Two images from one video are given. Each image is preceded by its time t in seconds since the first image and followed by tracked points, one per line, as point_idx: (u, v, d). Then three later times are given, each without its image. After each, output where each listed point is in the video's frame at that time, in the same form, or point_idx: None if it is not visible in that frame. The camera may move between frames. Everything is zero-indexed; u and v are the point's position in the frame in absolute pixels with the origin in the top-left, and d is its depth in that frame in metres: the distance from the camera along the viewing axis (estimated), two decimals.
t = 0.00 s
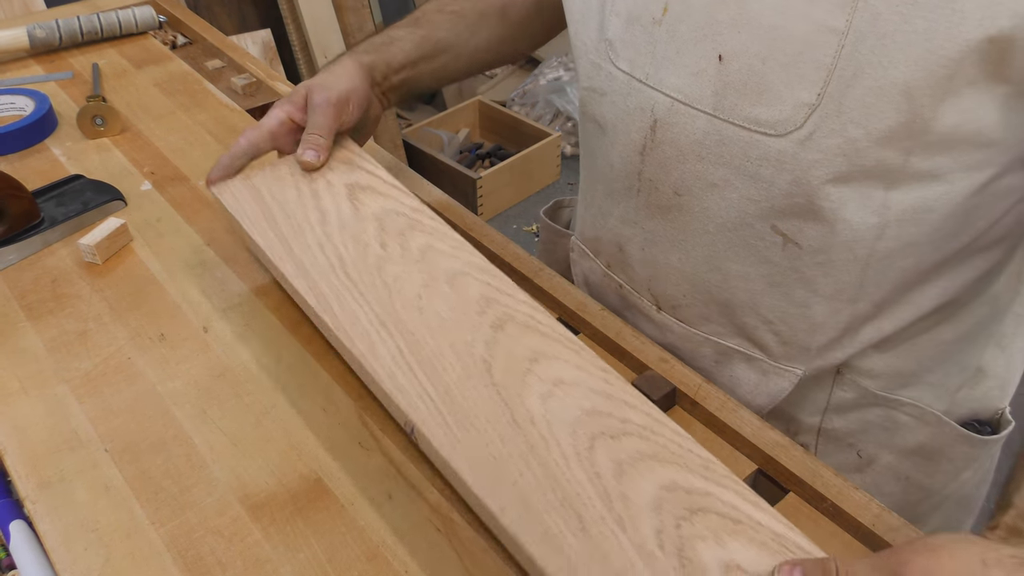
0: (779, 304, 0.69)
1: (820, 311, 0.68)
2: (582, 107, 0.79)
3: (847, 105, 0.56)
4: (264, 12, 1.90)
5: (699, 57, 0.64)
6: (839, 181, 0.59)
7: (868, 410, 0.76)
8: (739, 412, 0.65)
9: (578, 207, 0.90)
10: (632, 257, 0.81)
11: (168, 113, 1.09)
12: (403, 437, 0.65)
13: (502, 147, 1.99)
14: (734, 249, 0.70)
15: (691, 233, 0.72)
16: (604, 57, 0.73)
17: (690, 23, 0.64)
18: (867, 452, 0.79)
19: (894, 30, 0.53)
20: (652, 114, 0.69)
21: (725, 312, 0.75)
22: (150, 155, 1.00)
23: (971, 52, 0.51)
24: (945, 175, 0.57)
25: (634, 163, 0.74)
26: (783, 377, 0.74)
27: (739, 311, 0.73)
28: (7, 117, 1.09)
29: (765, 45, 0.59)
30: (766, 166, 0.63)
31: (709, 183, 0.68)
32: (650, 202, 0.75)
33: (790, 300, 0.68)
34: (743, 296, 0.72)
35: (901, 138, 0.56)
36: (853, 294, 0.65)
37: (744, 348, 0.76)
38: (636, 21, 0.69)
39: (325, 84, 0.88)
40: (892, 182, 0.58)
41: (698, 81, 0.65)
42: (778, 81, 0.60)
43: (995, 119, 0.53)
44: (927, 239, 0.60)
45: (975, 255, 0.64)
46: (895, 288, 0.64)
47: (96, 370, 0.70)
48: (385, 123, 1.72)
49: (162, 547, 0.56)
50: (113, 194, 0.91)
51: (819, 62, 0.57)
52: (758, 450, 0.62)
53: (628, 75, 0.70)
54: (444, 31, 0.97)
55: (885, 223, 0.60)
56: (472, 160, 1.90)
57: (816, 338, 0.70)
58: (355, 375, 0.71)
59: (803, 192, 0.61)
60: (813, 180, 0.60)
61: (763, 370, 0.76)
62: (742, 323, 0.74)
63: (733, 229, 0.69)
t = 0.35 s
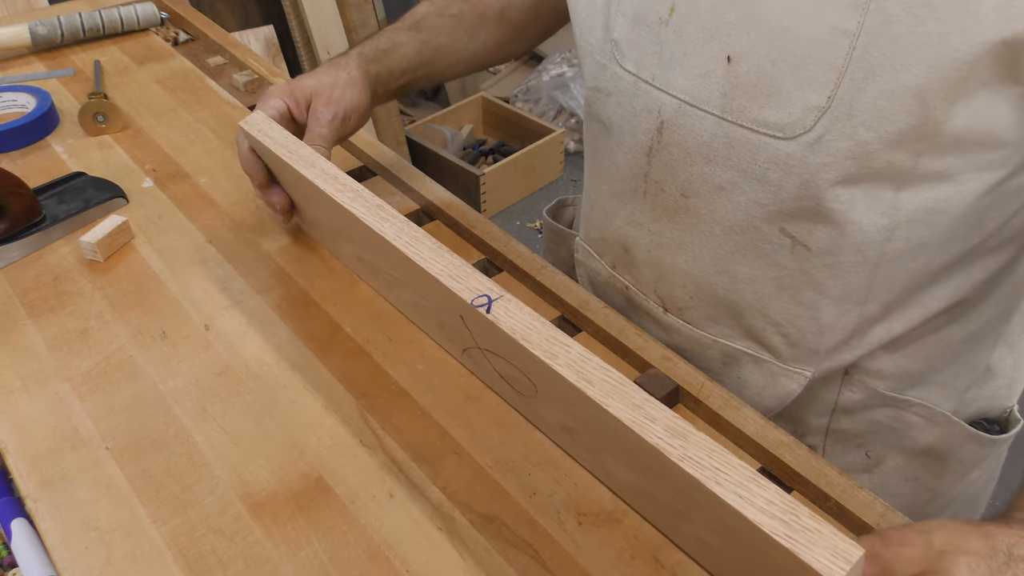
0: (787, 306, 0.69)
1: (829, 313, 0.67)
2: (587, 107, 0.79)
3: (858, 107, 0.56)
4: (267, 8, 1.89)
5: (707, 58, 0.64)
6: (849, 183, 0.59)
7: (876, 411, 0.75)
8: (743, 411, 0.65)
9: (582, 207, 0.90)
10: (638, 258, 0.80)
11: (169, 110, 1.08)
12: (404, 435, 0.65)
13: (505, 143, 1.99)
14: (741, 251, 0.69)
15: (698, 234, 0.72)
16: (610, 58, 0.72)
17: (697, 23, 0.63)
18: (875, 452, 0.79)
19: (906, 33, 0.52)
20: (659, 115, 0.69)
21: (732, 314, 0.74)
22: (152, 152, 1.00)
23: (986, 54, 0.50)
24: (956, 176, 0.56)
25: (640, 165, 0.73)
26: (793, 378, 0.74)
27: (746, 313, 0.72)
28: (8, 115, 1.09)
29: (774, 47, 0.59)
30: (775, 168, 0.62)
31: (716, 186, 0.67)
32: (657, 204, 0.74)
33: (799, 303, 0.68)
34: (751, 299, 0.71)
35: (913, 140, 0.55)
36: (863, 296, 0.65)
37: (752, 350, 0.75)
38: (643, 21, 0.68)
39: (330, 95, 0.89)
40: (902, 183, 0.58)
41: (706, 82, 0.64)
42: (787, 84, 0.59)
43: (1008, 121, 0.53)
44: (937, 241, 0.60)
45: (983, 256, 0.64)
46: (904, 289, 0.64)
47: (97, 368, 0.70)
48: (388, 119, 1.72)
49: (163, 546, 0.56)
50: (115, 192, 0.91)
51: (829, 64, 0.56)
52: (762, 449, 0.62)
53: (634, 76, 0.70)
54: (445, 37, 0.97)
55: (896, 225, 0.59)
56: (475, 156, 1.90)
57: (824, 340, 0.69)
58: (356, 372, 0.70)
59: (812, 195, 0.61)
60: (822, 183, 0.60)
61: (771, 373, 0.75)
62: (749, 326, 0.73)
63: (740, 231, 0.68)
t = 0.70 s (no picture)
0: (788, 304, 0.69)
1: (830, 312, 0.67)
2: (586, 106, 0.79)
3: (857, 105, 0.56)
4: (267, 8, 1.89)
5: (706, 56, 0.63)
6: (848, 181, 0.59)
7: (877, 408, 0.75)
8: (742, 409, 0.65)
9: (581, 205, 0.90)
10: (637, 256, 0.80)
11: (170, 110, 1.09)
12: (403, 434, 0.65)
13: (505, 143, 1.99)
14: (741, 249, 0.69)
15: (698, 233, 0.72)
16: (609, 56, 0.72)
17: (696, 22, 0.63)
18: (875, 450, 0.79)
19: (905, 31, 0.52)
20: (657, 113, 0.69)
21: (733, 313, 0.74)
22: (152, 152, 1.00)
23: (985, 52, 0.50)
24: (955, 172, 0.56)
25: (639, 163, 0.73)
26: (792, 376, 0.73)
27: (746, 311, 0.72)
28: (9, 115, 1.09)
29: (773, 45, 0.59)
30: (774, 167, 0.62)
31: (715, 184, 0.67)
32: (656, 202, 0.74)
33: (799, 301, 0.68)
34: (751, 297, 0.71)
35: (911, 137, 0.55)
36: (863, 293, 0.65)
37: (752, 348, 0.75)
38: (642, 19, 0.68)
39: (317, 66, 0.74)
40: (901, 180, 0.58)
41: (705, 81, 0.64)
42: (786, 82, 0.59)
43: (1007, 117, 0.53)
44: (936, 238, 0.60)
45: (984, 252, 0.64)
46: (904, 286, 0.64)
47: (98, 368, 0.71)
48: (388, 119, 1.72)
49: (164, 545, 0.56)
50: (115, 192, 0.91)
51: (828, 62, 0.56)
52: (761, 446, 0.62)
53: (633, 75, 0.70)
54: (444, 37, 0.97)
55: (896, 221, 0.59)
56: (475, 156, 1.90)
57: (824, 338, 0.69)
58: (355, 371, 0.71)
59: (811, 193, 0.61)
60: (821, 181, 0.59)
61: (771, 371, 0.75)
62: (750, 324, 0.73)
63: (740, 229, 0.68)
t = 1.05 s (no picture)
0: (794, 308, 0.69)
1: (836, 316, 0.67)
2: (587, 114, 0.79)
3: (865, 109, 0.56)
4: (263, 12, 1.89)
5: (712, 63, 0.64)
6: (855, 185, 0.59)
7: (882, 410, 0.75)
8: (739, 411, 0.65)
9: (581, 213, 0.90)
10: (641, 263, 0.81)
11: (166, 114, 1.08)
12: (401, 437, 0.65)
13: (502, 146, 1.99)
14: (747, 254, 0.69)
15: (704, 239, 0.72)
16: (612, 63, 0.72)
17: (702, 28, 0.64)
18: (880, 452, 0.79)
19: (913, 36, 0.52)
20: (662, 120, 0.69)
21: (738, 318, 0.75)
22: (148, 155, 1.00)
23: (994, 56, 0.51)
24: (962, 176, 0.56)
25: (644, 170, 0.74)
26: (799, 381, 0.74)
27: (752, 316, 0.73)
28: (5, 119, 1.09)
29: (780, 51, 0.59)
30: (781, 172, 0.62)
31: (721, 190, 0.67)
32: (661, 209, 0.74)
33: (805, 305, 0.68)
34: (757, 302, 0.71)
35: (920, 141, 0.55)
36: (869, 297, 0.65)
37: (758, 352, 0.76)
38: (646, 27, 0.68)
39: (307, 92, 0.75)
40: (908, 183, 0.58)
41: (711, 87, 0.64)
42: (793, 88, 0.59)
43: (1013, 120, 0.54)
44: (944, 240, 0.60)
45: (988, 252, 0.64)
46: (909, 289, 0.65)
47: (94, 371, 0.70)
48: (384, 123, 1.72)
49: (161, 549, 0.56)
50: (111, 195, 0.91)
51: (836, 67, 0.56)
52: (757, 448, 0.62)
53: (637, 82, 0.70)
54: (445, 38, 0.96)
55: (903, 224, 0.59)
56: (472, 159, 1.90)
57: (830, 342, 0.69)
58: (352, 374, 0.71)
59: (819, 197, 0.61)
60: (829, 185, 0.60)
61: (778, 375, 0.75)
62: (755, 328, 0.74)
63: (746, 234, 0.68)
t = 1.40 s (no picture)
0: (792, 307, 0.69)
1: (833, 315, 0.67)
2: (585, 114, 0.79)
3: (862, 105, 0.56)
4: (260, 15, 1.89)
5: (709, 61, 0.64)
6: (853, 183, 0.59)
7: (879, 410, 0.76)
8: (737, 413, 0.65)
9: (579, 214, 0.90)
10: (640, 263, 0.81)
11: (162, 116, 1.08)
12: (398, 439, 0.65)
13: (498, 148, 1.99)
14: (746, 252, 0.70)
15: (702, 237, 0.72)
16: (609, 63, 0.73)
17: (698, 26, 0.64)
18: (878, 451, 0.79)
19: (909, 31, 0.53)
20: (659, 119, 0.69)
21: (736, 317, 0.75)
22: (145, 158, 1.00)
23: (990, 51, 0.51)
24: (959, 175, 0.57)
25: (641, 169, 0.74)
26: (797, 380, 0.74)
27: (750, 315, 0.73)
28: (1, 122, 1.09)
29: (776, 48, 0.59)
30: (779, 169, 0.62)
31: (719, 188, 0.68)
32: (659, 208, 0.75)
33: (803, 303, 0.68)
34: (755, 300, 0.72)
35: (917, 138, 0.55)
36: (867, 296, 0.65)
37: (756, 352, 0.76)
38: (642, 26, 0.69)
39: (320, 110, 0.90)
40: (906, 182, 0.58)
41: (708, 85, 0.65)
42: (790, 84, 0.59)
43: (1010, 118, 0.54)
44: (942, 239, 0.60)
45: (985, 253, 0.65)
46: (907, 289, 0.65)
47: (91, 374, 0.70)
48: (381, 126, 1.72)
49: (158, 551, 0.56)
50: (108, 198, 0.91)
51: (833, 63, 0.57)
52: (754, 449, 0.62)
53: (634, 81, 0.71)
54: (445, 49, 0.98)
55: (900, 223, 0.59)
56: (468, 161, 1.90)
57: (829, 342, 0.69)
58: (350, 377, 0.71)
59: (817, 195, 0.61)
60: (827, 182, 0.60)
61: (775, 374, 0.76)
62: (753, 328, 0.74)
63: (745, 232, 0.68)
